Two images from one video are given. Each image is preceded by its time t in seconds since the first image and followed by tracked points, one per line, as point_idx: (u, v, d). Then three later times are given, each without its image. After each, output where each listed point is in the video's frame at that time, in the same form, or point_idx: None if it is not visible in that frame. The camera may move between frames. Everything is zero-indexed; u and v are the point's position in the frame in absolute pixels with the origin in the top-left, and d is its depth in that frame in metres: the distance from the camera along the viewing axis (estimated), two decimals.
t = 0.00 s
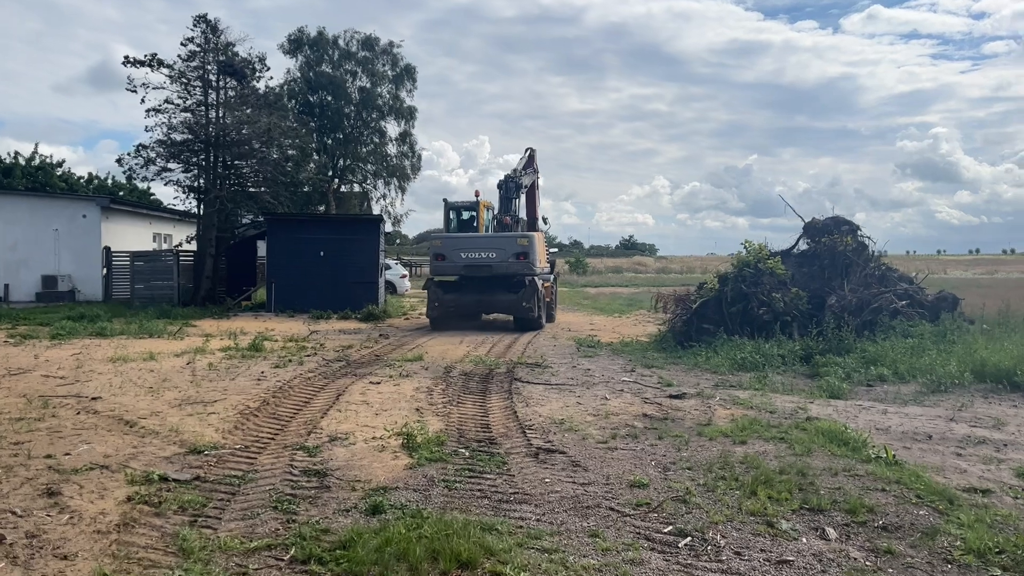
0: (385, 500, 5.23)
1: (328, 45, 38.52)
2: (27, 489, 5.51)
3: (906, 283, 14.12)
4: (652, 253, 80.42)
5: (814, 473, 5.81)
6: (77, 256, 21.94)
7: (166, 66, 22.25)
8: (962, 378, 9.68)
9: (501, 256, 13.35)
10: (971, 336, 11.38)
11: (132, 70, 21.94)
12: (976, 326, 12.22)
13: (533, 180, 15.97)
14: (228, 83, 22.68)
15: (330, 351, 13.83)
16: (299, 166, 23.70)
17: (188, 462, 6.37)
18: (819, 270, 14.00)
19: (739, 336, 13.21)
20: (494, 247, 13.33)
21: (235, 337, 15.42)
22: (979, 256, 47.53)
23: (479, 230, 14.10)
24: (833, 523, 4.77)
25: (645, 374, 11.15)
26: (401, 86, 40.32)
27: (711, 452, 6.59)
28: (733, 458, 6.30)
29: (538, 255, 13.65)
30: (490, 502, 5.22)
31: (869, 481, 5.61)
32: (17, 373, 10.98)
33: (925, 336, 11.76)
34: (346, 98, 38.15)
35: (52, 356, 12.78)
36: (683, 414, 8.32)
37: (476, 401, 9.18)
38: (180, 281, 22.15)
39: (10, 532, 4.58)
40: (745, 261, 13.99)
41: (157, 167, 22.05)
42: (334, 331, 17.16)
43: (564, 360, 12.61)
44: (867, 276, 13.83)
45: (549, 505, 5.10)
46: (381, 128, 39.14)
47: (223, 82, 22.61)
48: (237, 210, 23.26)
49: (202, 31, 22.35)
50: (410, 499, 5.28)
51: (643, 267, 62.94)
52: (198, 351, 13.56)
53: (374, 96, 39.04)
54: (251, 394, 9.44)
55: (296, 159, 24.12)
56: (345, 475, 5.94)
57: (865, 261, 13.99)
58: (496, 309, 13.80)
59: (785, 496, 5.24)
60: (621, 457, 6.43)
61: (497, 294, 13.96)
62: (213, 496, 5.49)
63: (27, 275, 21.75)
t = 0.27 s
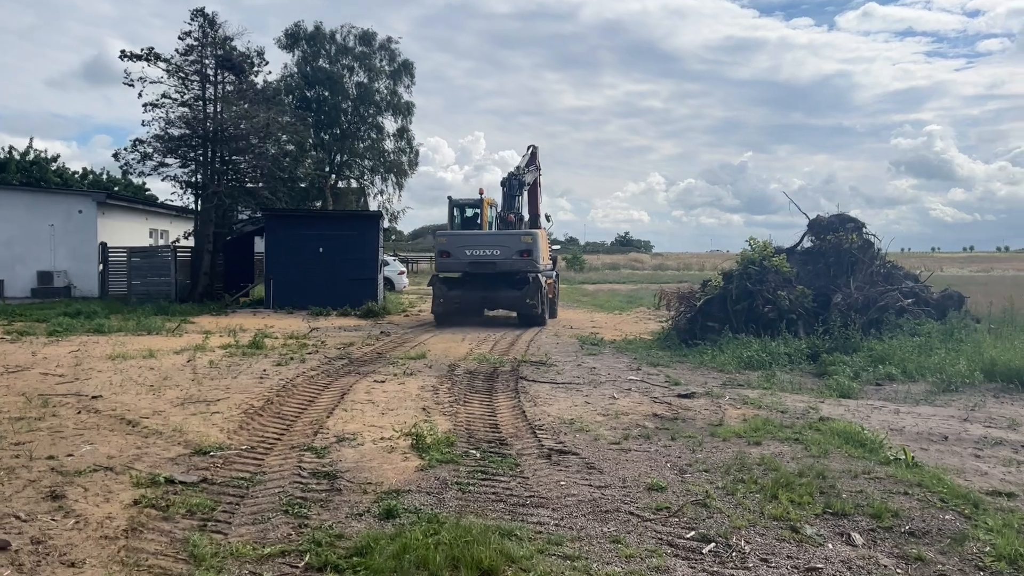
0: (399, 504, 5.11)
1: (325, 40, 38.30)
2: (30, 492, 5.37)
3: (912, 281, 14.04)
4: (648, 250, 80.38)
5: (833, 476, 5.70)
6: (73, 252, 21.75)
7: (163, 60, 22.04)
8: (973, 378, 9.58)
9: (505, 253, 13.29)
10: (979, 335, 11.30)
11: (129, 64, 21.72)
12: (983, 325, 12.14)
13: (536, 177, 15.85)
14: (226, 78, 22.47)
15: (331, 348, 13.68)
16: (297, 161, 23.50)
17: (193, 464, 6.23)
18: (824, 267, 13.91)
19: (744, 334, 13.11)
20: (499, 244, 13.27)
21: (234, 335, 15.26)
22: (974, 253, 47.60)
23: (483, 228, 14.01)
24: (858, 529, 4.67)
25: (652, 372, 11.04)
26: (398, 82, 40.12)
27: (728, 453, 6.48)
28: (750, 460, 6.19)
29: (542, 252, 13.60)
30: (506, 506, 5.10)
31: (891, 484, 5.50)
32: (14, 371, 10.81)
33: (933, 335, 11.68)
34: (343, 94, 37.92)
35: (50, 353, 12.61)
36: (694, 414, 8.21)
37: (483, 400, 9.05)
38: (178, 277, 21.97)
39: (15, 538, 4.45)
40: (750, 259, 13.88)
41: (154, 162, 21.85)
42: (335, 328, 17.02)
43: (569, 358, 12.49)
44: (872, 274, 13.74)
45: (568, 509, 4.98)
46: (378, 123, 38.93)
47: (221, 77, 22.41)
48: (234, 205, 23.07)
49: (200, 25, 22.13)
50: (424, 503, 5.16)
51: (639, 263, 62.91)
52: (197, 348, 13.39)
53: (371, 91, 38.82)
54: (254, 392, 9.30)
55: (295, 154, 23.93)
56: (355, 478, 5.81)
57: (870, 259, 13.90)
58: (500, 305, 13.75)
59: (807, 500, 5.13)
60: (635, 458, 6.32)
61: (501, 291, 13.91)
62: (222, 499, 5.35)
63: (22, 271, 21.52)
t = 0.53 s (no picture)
0: (409, 504, 4.95)
1: (320, 35, 38.02)
2: (26, 492, 5.20)
3: (915, 277, 13.95)
4: (642, 247, 80.33)
5: (852, 475, 5.56)
6: (66, 247, 21.45)
7: (158, 53, 21.78)
8: (982, 375, 9.48)
9: (507, 249, 13.27)
10: (987, 333, 11.20)
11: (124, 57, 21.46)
12: (988, 322, 12.04)
13: (535, 174, 15.73)
14: (222, 71, 22.22)
15: (330, 344, 13.50)
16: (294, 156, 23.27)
17: (194, 463, 6.05)
18: (828, 264, 13.81)
19: (748, 330, 12.98)
20: (501, 240, 13.24)
21: (230, 330, 15.06)
22: (968, 251, 47.66)
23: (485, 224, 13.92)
24: (884, 530, 4.54)
25: (656, 369, 10.90)
26: (394, 77, 39.88)
27: (742, 452, 6.34)
28: (766, 459, 6.05)
29: (544, 248, 13.61)
30: (519, 506, 4.95)
31: (913, 484, 5.37)
32: (7, 367, 10.60)
33: (939, 332, 11.58)
34: (338, 89, 37.66)
35: (43, 349, 12.40)
36: (703, 412, 8.08)
37: (488, 397, 8.89)
38: (172, 272, 21.73)
39: (11, 540, 4.28)
40: (753, 255, 13.76)
41: (148, 156, 21.60)
42: (333, 324, 16.84)
43: (571, 355, 12.35)
44: (876, 270, 13.64)
45: (583, 510, 4.83)
46: (373, 118, 38.68)
47: (217, 70, 22.16)
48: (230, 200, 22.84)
49: (195, 18, 21.87)
50: (434, 504, 5.00)
51: (635, 260, 62.85)
52: (194, 344, 13.19)
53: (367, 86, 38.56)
54: (254, 389, 9.12)
55: (291, 149, 23.71)
56: (362, 477, 5.65)
57: (874, 255, 13.79)
58: (503, 300, 13.72)
59: (828, 500, 5.00)
60: (648, 457, 6.17)
61: (503, 286, 13.88)
62: (225, 500, 5.19)
63: (15, 266, 21.25)
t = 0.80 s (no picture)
0: (421, 513, 4.78)
1: (317, 31, 37.74)
2: (24, 498, 5.02)
3: (921, 276, 13.82)
4: (638, 245, 80.23)
5: (874, 481, 5.41)
6: (61, 244, 21.25)
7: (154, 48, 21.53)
8: (993, 376, 9.36)
9: (510, 246, 13.17)
10: (996, 333, 11.07)
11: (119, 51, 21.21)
12: (996, 322, 11.92)
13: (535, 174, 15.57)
14: (218, 67, 21.98)
15: (330, 343, 13.32)
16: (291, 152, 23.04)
17: (196, 467, 5.88)
18: (833, 263, 13.67)
19: (753, 330, 12.85)
20: (504, 237, 13.14)
21: (228, 329, 14.87)
22: (965, 250, 47.64)
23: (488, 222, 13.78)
24: (913, 541, 4.39)
25: (662, 369, 10.76)
26: (391, 73, 39.63)
27: (758, 456, 6.19)
28: (784, 464, 5.90)
29: (546, 245, 13.54)
30: (534, 514, 4.79)
31: (937, 491, 5.23)
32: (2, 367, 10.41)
33: (947, 332, 11.46)
34: (335, 85, 37.40)
35: (38, 348, 12.20)
36: (713, 414, 7.93)
37: (494, 398, 8.73)
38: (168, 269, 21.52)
39: (8, 552, 4.10)
40: (758, 253, 13.61)
41: (144, 152, 21.36)
42: (331, 322, 16.66)
43: (575, 354, 12.20)
44: (882, 269, 13.51)
45: (601, 519, 4.68)
46: (370, 115, 38.42)
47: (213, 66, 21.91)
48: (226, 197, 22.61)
49: (192, 12, 21.62)
50: (446, 512, 4.83)
51: (631, 258, 62.73)
52: (191, 342, 13.01)
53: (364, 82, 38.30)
54: (255, 390, 8.94)
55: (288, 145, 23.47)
56: (370, 483, 5.48)
57: (880, 254, 13.66)
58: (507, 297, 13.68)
59: (853, 507, 4.85)
60: (662, 462, 6.02)
61: (507, 283, 13.83)
62: (230, 507, 5.02)
63: (8, 263, 21.05)
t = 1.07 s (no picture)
0: (434, 520, 4.66)
1: (315, 28, 37.54)
2: (25, 505, 4.88)
3: (926, 276, 13.72)
4: (634, 243, 80.12)
5: (895, 487, 5.30)
6: (57, 241, 21.05)
7: (151, 44, 21.33)
8: (1004, 378, 9.26)
9: (514, 244, 13.02)
10: (1004, 334, 10.97)
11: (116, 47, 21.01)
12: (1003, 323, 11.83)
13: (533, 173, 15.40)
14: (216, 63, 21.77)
15: (331, 343, 13.18)
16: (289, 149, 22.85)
17: (201, 472, 5.74)
18: (838, 263, 13.56)
19: (758, 329, 12.75)
20: (507, 236, 12.98)
21: (227, 328, 14.72)
22: (962, 249, 47.65)
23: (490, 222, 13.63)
24: (941, 550, 4.29)
25: (669, 370, 10.64)
26: (389, 70, 39.42)
27: (774, 460, 6.08)
28: (802, 469, 5.79)
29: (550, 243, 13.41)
30: (551, 521, 4.66)
31: (961, 497, 5.12)
32: None
33: (954, 333, 11.37)
34: (332, 82, 37.21)
35: (35, 347, 12.04)
36: (724, 416, 7.82)
37: (500, 400, 8.61)
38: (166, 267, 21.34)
39: (11, 562, 3.98)
40: (763, 253, 13.50)
41: (141, 149, 21.17)
42: (331, 321, 16.52)
43: (579, 354, 12.09)
44: (887, 269, 13.41)
45: (619, 526, 4.56)
46: (368, 112, 38.23)
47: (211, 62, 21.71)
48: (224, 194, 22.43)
49: (189, 8, 21.41)
50: (460, 519, 4.71)
51: (628, 257, 62.62)
52: (191, 342, 12.86)
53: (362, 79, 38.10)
54: (257, 390, 8.80)
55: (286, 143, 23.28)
56: (381, 488, 5.35)
57: (885, 254, 13.55)
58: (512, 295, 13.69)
59: (876, 515, 4.74)
60: (677, 466, 5.90)
61: (512, 280, 13.84)
62: (238, 513, 4.89)
63: (4, 261, 20.85)
